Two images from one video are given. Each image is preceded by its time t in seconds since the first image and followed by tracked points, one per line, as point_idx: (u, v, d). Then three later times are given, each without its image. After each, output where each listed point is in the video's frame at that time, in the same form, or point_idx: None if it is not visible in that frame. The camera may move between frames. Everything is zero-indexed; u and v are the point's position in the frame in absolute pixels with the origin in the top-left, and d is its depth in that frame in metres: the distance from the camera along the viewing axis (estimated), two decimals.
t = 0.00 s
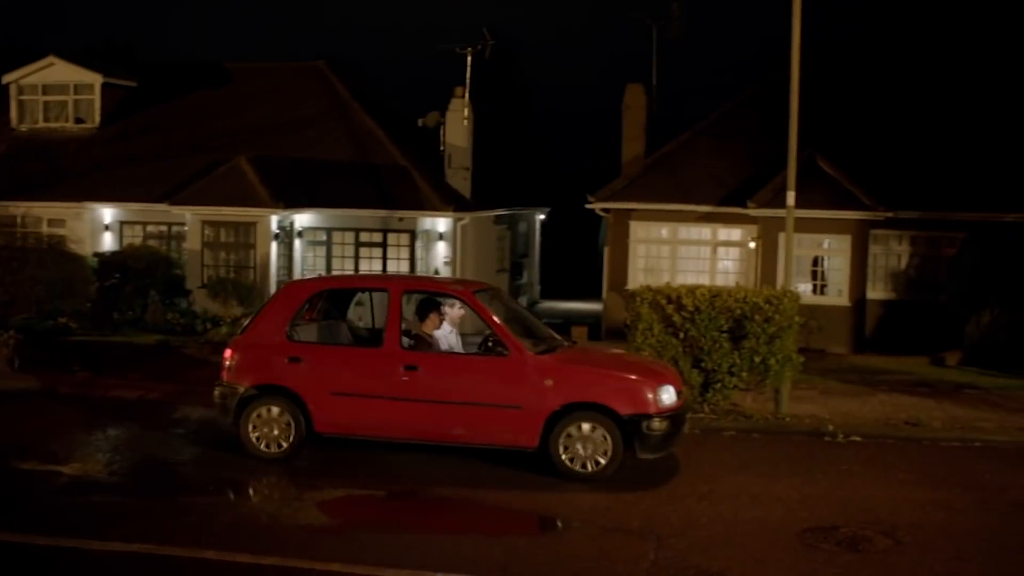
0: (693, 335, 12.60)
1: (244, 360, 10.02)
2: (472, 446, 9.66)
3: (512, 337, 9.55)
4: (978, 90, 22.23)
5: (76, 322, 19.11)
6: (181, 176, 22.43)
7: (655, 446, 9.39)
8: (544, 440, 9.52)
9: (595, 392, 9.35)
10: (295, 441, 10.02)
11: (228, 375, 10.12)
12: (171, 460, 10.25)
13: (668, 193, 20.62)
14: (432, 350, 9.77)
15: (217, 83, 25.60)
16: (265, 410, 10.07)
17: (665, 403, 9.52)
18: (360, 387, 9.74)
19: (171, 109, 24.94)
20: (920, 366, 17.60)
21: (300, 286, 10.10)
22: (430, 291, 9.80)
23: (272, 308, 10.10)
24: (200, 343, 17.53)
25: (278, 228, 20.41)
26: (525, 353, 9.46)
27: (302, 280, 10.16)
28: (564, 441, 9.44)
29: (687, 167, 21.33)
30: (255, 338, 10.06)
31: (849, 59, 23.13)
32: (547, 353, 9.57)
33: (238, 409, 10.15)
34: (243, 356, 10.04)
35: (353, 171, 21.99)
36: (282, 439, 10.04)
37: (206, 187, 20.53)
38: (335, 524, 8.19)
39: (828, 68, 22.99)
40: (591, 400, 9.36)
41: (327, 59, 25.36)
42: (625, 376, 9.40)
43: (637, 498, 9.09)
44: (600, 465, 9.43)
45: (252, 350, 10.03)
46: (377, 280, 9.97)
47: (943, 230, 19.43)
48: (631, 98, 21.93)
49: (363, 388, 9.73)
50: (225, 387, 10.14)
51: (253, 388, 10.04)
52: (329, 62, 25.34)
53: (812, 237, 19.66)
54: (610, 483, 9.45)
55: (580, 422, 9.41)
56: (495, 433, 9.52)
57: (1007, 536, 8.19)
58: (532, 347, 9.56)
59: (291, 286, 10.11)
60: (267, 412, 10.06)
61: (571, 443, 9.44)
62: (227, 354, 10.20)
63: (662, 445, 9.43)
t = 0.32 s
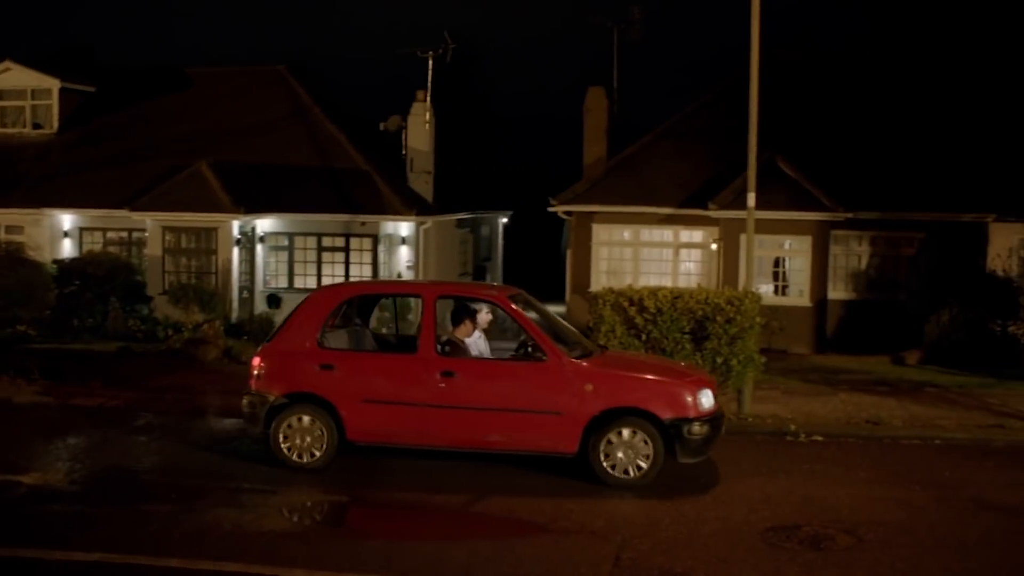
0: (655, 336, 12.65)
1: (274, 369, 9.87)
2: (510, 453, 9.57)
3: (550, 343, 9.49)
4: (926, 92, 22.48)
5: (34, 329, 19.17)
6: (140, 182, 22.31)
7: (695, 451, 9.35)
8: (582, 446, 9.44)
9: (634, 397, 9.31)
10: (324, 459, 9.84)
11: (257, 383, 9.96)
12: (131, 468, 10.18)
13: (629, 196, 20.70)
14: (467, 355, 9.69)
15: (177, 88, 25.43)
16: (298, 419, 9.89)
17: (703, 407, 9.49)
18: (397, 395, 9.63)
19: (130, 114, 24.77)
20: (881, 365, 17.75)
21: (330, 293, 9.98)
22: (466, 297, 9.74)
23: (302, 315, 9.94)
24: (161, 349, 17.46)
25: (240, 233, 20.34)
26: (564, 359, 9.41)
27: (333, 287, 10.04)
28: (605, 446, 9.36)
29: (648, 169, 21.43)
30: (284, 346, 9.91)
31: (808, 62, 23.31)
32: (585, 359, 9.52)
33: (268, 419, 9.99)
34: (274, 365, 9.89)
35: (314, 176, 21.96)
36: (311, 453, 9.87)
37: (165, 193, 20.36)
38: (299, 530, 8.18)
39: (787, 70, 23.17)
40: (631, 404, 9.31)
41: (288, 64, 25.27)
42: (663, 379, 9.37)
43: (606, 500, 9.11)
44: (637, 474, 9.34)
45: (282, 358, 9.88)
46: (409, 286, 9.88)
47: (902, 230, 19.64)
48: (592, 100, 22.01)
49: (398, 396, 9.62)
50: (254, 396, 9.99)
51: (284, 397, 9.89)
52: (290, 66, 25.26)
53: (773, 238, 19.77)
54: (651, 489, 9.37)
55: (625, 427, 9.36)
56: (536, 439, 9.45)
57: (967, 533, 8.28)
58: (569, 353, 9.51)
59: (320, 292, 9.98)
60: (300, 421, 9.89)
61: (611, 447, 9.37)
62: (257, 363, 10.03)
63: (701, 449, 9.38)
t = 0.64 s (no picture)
0: (631, 336, 13.19)
1: (299, 374, 9.73)
2: (539, 456, 9.51)
3: (580, 347, 9.47)
4: (899, 93, 22.62)
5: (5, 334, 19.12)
6: (113, 186, 22.20)
7: (726, 453, 9.33)
8: (613, 450, 9.41)
9: (667, 400, 9.28)
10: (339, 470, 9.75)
11: (282, 389, 9.80)
12: (107, 474, 10.13)
13: (603, 198, 20.76)
14: (495, 359, 9.62)
15: (150, 91, 25.30)
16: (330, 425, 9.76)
17: (734, 408, 9.47)
18: (426, 399, 9.52)
19: (102, 117, 24.64)
20: (855, 364, 17.85)
21: (355, 297, 9.87)
22: (494, 299, 9.68)
23: (328, 320, 9.81)
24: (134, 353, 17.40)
25: (214, 237, 20.24)
26: (595, 362, 9.39)
27: (357, 291, 9.93)
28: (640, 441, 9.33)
29: (623, 171, 21.48)
30: (309, 352, 9.76)
31: (782, 63, 23.40)
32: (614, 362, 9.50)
33: (293, 424, 9.83)
34: (299, 371, 9.74)
35: (289, 179, 21.91)
36: (329, 459, 9.78)
37: (138, 197, 20.23)
38: (275, 535, 8.16)
39: (761, 71, 23.24)
40: (663, 406, 9.28)
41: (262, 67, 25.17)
42: (694, 381, 9.37)
43: (573, 502, 9.12)
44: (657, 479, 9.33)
45: (306, 363, 9.74)
46: (435, 290, 9.82)
47: (876, 230, 19.74)
48: (567, 103, 22.09)
49: (427, 400, 9.52)
50: (278, 402, 9.82)
51: (309, 403, 9.74)
52: (264, 69, 25.16)
53: (748, 239, 19.82)
54: (683, 492, 9.35)
55: (672, 434, 9.32)
56: (567, 443, 9.40)
57: (941, 531, 8.33)
58: (600, 356, 9.48)
59: (345, 297, 9.87)
60: (327, 425, 9.76)
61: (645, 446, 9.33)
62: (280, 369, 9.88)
63: (733, 451, 9.37)
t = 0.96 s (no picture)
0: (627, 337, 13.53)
1: (327, 377, 9.67)
2: (569, 458, 9.52)
3: (609, 350, 9.47)
4: (894, 95, 22.66)
5: None
6: (108, 189, 22.18)
7: (756, 455, 9.37)
8: (643, 452, 9.45)
9: (699, 403, 9.31)
10: (351, 475, 9.76)
11: (308, 393, 9.76)
12: (104, 477, 10.13)
13: (599, 201, 20.77)
14: (524, 362, 9.62)
15: (144, 94, 25.28)
16: (372, 436, 9.71)
17: (763, 410, 9.51)
18: (456, 403, 9.50)
19: (97, 120, 24.61)
20: (850, 366, 17.88)
21: (383, 299, 9.81)
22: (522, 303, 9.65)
23: (356, 323, 9.75)
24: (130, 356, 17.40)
25: (209, 240, 20.22)
26: (627, 366, 9.39)
27: (384, 293, 9.87)
28: (681, 441, 9.37)
29: (619, 174, 21.49)
30: (337, 355, 9.70)
31: (777, 66, 23.44)
32: (645, 365, 9.50)
33: (320, 428, 9.79)
34: (328, 375, 9.68)
35: (285, 182, 21.91)
36: (347, 458, 9.76)
37: (134, 200, 20.24)
38: (273, 537, 8.17)
39: (756, 74, 23.28)
40: (694, 410, 9.32)
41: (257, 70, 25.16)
42: (725, 384, 9.39)
43: (581, 504, 9.13)
44: (673, 478, 9.38)
45: (335, 367, 9.69)
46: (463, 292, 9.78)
47: (871, 232, 19.82)
48: (562, 106, 22.06)
49: (457, 404, 9.50)
50: (305, 405, 9.78)
51: (337, 407, 9.70)
52: (259, 72, 25.14)
53: (743, 241, 19.78)
54: (711, 494, 9.41)
55: (712, 453, 9.37)
56: (597, 445, 9.42)
57: (936, 532, 8.35)
58: (630, 360, 9.48)
59: (373, 300, 9.81)
60: (355, 429, 9.73)
61: (683, 447, 9.38)
62: (307, 371, 9.82)
63: (762, 454, 9.41)
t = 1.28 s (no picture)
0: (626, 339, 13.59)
1: (332, 379, 9.68)
2: (574, 460, 9.52)
3: (614, 352, 9.49)
4: (893, 96, 22.68)
5: None
6: (107, 191, 22.20)
7: (761, 458, 9.40)
8: (647, 454, 9.46)
9: (705, 404, 9.33)
10: (354, 476, 9.77)
11: (313, 395, 9.76)
12: (102, 478, 10.14)
13: (598, 202, 20.79)
14: (529, 364, 9.63)
15: (143, 95, 25.29)
16: (378, 442, 9.73)
17: (769, 413, 9.53)
18: (461, 404, 9.50)
19: (96, 122, 24.62)
20: (849, 367, 17.89)
21: (389, 300, 9.82)
22: (527, 304, 9.66)
23: (361, 324, 9.76)
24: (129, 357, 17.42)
25: (208, 241, 20.23)
26: (632, 367, 9.40)
27: (389, 295, 9.88)
28: (689, 441, 9.40)
29: (618, 175, 21.51)
30: (342, 357, 9.71)
31: (776, 67, 23.45)
32: (650, 367, 9.51)
33: (325, 430, 9.80)
34: (333, 376, 9.69)
35: (284, 184, 21.93)
36: (349, 458, 9.78)
37: (133, 202, 20.25)
38: (271, 538, 8.18)
39: (755, 75, 23.31)
40: (700, 411, 9.34)
41: (256, 71, 25.17)
42: (731, 386, 9.41)
43: (581, 504, 9.16)
44: (675, 477, 9.40)
45: (339, 368, 9.69)
46: (468, 293, 9.79)
47: (869, 233, 19.86)
48: (561, 107, 21.98)
49: (462, 406, 9.50)
50: (310, 407, 9.79)
51: (342, 408, 9.71)
52: (258, 73, 25.16)
53: (741, 243, 19.81)
54: (714, 496, 9.43)
55: (718, 459, 9.40)
56: (603, 446, 9.42)
57: (933, 533, 8.36)
58: (635, 361, 9.50)
59: (378, 301, 9.82)
60: (361, 431, 9.74)
61: (690, 448, 9.41)
62: (312, 372, 9.82)
63: (767, 456, 9.43)
